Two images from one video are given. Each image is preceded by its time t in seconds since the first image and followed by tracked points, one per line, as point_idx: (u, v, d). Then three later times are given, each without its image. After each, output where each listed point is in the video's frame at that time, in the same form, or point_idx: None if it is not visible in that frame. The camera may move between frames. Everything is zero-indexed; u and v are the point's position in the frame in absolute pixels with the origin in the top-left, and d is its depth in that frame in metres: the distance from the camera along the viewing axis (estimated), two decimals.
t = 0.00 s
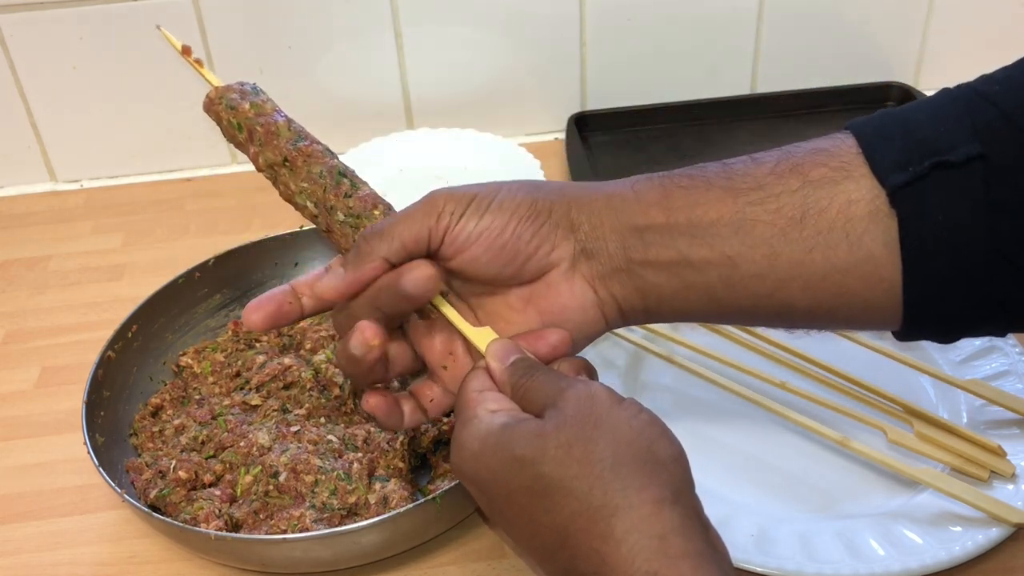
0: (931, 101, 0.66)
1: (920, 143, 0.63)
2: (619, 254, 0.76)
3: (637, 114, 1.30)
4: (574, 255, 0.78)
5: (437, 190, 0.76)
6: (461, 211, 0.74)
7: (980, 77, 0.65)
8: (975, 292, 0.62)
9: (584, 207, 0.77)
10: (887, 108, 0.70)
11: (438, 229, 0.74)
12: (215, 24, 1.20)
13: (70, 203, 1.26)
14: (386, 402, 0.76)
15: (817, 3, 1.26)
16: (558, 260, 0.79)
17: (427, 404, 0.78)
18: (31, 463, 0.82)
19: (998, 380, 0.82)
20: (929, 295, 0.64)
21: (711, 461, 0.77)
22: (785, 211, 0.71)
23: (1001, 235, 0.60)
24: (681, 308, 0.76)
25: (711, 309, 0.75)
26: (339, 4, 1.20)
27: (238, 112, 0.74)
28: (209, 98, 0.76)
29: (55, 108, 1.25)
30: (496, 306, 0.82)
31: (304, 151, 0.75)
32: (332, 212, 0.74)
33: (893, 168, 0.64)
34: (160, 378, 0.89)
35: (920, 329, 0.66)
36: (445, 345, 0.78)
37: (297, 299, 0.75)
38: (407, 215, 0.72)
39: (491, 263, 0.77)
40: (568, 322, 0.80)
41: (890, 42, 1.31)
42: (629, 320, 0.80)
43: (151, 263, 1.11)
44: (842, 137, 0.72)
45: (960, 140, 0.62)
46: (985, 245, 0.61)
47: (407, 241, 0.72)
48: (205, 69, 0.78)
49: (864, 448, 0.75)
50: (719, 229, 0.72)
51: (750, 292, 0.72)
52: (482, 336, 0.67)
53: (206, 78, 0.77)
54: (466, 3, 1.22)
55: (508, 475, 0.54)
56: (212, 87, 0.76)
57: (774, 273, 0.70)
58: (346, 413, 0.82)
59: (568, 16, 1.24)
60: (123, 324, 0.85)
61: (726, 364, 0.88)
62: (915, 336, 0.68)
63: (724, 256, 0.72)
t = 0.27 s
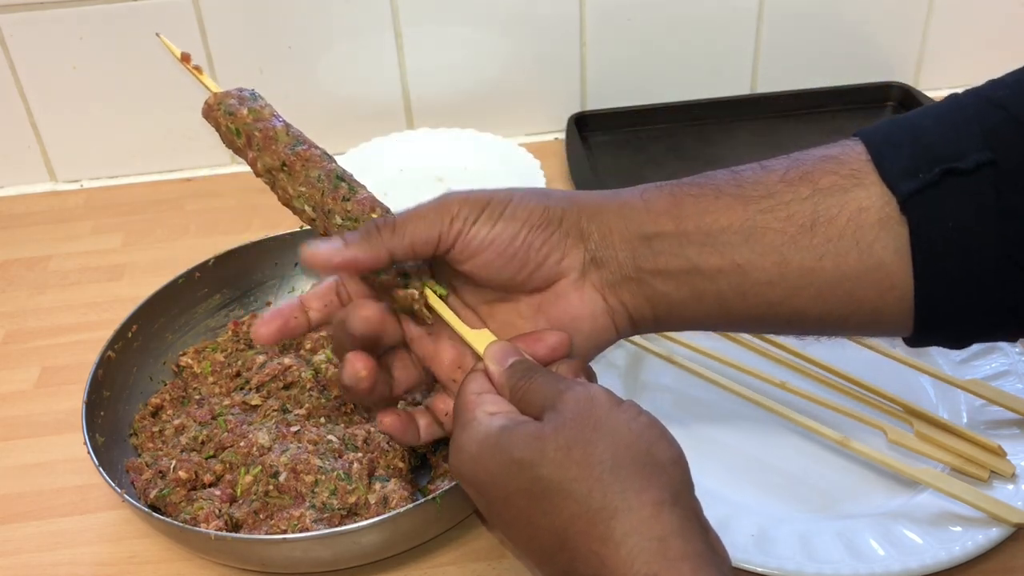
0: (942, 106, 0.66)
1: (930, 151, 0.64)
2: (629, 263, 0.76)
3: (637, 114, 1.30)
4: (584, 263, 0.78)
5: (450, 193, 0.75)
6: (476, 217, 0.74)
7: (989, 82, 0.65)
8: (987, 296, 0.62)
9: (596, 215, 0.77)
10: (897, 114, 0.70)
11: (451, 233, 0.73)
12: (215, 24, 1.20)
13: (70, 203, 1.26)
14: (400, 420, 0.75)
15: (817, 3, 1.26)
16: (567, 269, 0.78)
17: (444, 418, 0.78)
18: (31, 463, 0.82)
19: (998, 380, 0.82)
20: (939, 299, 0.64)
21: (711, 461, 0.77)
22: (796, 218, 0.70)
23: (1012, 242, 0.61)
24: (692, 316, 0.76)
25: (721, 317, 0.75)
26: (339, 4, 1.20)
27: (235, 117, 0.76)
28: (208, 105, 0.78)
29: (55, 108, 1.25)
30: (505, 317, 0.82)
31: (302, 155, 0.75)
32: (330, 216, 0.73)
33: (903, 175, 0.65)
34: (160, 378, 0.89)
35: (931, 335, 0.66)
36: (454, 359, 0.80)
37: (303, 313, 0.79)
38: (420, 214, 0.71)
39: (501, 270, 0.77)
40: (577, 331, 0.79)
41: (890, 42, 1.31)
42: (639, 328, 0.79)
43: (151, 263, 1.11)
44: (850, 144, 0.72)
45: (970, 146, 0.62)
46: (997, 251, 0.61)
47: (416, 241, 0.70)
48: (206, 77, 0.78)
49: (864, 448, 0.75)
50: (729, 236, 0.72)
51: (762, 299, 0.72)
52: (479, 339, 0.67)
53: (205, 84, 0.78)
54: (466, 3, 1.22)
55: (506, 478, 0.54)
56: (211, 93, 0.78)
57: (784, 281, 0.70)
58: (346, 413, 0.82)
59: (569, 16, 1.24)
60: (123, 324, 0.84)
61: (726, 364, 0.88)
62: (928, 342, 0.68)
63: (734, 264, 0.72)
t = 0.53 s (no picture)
0: (945, 113, 0.66)
1: (937, 156, 0.63)
2: (633, 271, 0.76)
3: (637, 113, 1.30)
4: (586, 275, 0.78)
5: (447, 216, 0.75)
6: (474, 239, 0.74)
7: (993, 87, 0.66)
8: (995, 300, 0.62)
9: (597, 226, 0.77)
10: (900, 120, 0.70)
11: (452, 258, 0.73)
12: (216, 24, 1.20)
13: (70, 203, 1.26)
14: (398, 423, 0.75)
15: (817, 3, 1.26)
16: (571, 280, 0.79)
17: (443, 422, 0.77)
18: (31, 463, 0.82)
19: (998, 380, 0.82)
20: (946, 303, 0.63)
21: (713, 461, 0.77)
22: (802, 225, 0.70)
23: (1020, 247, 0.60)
24: (696, 324, 0.76)
25: (727, 326, 0.75)
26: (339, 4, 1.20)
27: (241, 115, 0.75)
28: (214, 103, 0.77)
29: (55, 108, 1.25)
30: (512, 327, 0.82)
31: (307, 154, 0.75)
32: (335, 215, 0.74)
33: (910, 181, 0.64)
34: (160, 378, 0.89)
35: (939, 342, 0.66)
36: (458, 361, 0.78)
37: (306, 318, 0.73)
38: (420, 245, 0.72)
39: (503, 286, 0.77)
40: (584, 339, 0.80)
41: (890, 41, 1.31)
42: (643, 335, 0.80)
43: (151, 263, 1.11)
44: (855, 150, 0.72)
45: (977, 152, 0.62)
46: (1005, 257, 0.61)
47: (420, 272, 0.71)
48: (209, 72, 0.78)
49: (865, 448, 0.75)
50: (734, 244, 0.72)
51: (768, 306, 0.72)
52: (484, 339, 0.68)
53: (210, 81, 0.77)
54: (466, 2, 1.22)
55: (510, 477, 0.54)
56: (217, 91, 0.77)
57: (792, 287, 0.70)
58: (346, 413, 0.82)
59: (569, 16, 1.24)
60: (123, 325, 0.84)
61: (727, 364, 0.88)
62: (934, 348, 0.67)
63: (740, 271, 0.72)
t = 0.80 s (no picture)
0: (950, 116, 0.67)
1: (940, 159, 0.64)
2: (649, 274, 0.76)
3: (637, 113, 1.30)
4: (608, 276, 0.78)
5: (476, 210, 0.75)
6: (503, 233, 0.74)
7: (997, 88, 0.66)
8: (1003, 300, 0.62)
9: (617, 228, 0.78)
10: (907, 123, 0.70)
11: (479, 244, 0.72)
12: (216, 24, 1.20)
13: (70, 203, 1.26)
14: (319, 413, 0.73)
15: (817, 3, 1.26)
16: (592, 283, 0.78)
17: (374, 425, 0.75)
18: (31, 463, 0.82)
19: (998, 380, 0.82)
20: (952, 305, 0.64)
21: (712, 462, 0.77)
22: (808, 226, 0.71)
23: None
24: (708, 327, 0.76)
25: (736, 327, 0.75)
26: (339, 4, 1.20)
27: (237, 113, 0.74)
28: (210, 100, 0.76)
29: (56, 108, 1.25)
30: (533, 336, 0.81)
31: (305, 153, 0.73)
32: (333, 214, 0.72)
33: (913, 183, 0.65)
34: (160, 378, 0.89)
35: (946, 344, 0.66)
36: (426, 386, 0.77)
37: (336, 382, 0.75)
38: (454, 220, 0.71)
39: (531, 284, 0.76)
40: (610, 345, 0.78)
41: (890, 41, 1.31)
42: (664, 338, 0.79)
43: (151, 263, 1.11)
44: (859, 155, 0.73)
45: (979, 154, 0.62)
46: (1009, 257, 0.61)
47: (444, 245, 0.69)
48: (206, 69, 0.76)
49: (865, 448, 0.75)
50: (743, 245, 0.73)
51: (776, 308, 0.71)
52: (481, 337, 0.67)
53: (207, 79, 0.76)
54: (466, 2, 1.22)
55: (509, 478, 0.54)
56: (213, 88, 0.76)
57: (800, 287, 0.70)
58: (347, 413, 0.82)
59: (569, 16, 1.24)
60: (123, 324, 0.84)
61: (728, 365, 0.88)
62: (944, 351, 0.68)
63: (747, 272, 0.72)
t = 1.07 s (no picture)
0: (940, 112, 0.67)
1: (932, 154, 0.64)
2: (636, 269, 0.76)
3: (637, 113, 1.30)
4: (594, 274, 0.77)
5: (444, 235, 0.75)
6: (473, 250, 0.73)
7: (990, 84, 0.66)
8: (994, 295, 0.62)
9: (596, 226, 0.77)
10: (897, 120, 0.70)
11: (453, 272, 0.71)
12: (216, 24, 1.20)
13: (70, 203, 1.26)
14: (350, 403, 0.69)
15: (817, 3, 1.26)
16: (579, 282, 0.77)
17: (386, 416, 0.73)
18: (31, 463, 0.82)
19: (998, 380, 0.82)
20: (943, 302, 0.64)
21: (712, 461, 0.77)
22: (799, 222, 0.71)
23: (1015, 243, 0.61)
24: (697, 323, 0.76)
25: (727, 322, 0.75)
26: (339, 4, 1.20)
27: (232, 111, 0.75)
28: (204, 98, 0.77)
29: (56, 108, 1.25)
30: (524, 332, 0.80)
31: (300, 151, 0.74)
32: (327, 212, 0.73)
33: (905, 178, 0.65)
34: (159, 378, 0.89)
35: (936, 341, 0.66)
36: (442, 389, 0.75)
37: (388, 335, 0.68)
38: (421, 263, 0.69)
39: (516, 292, 0.76)
40: (600, 343, 0.78)
41: (890, 41, 1.31)
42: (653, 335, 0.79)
43: (151, 263, 1.11)
44: (851, 151, 0.73)
45: (971, 149, 0.62)
46: (1001, 253, 0.61)
47: (422, 288, 0.69)
48: (199, 68, 0.78)
49: (865, 448, 0.75)
50: (732, 241, 0.72)
51: (767, 304, 0.72)
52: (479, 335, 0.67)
53: (200, 77, 0.77)
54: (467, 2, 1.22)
55: (508, 478, 0.54)
56: (207, 86, 0.77)
57: (789, 284, 0.70)
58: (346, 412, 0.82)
59: (569, 16, 1.24)
60: (123, 325, 0.84)
61: (727, 364, 0.88)
62: (933, 348, 0.68)
63: (736, 268, 0.72)
